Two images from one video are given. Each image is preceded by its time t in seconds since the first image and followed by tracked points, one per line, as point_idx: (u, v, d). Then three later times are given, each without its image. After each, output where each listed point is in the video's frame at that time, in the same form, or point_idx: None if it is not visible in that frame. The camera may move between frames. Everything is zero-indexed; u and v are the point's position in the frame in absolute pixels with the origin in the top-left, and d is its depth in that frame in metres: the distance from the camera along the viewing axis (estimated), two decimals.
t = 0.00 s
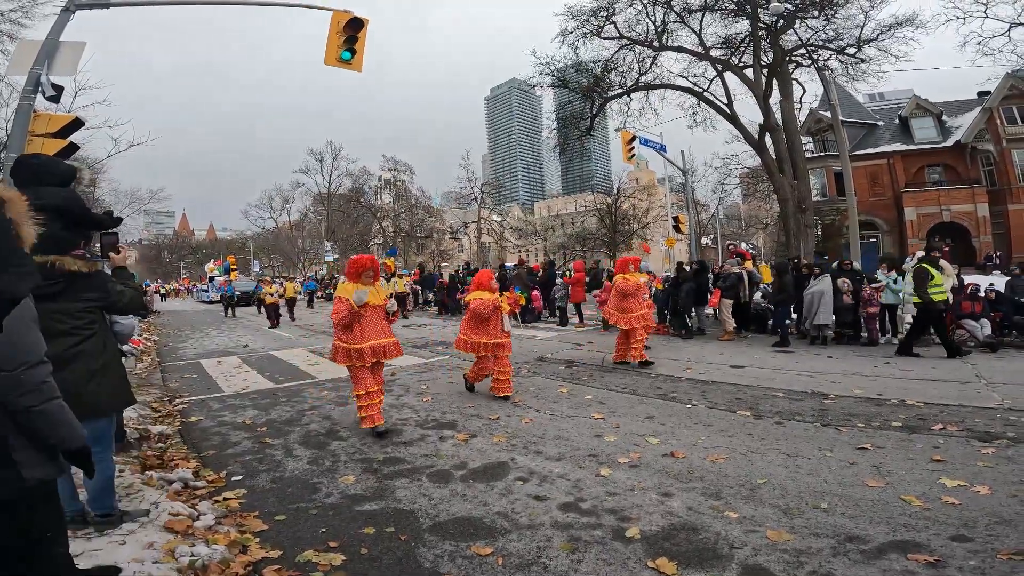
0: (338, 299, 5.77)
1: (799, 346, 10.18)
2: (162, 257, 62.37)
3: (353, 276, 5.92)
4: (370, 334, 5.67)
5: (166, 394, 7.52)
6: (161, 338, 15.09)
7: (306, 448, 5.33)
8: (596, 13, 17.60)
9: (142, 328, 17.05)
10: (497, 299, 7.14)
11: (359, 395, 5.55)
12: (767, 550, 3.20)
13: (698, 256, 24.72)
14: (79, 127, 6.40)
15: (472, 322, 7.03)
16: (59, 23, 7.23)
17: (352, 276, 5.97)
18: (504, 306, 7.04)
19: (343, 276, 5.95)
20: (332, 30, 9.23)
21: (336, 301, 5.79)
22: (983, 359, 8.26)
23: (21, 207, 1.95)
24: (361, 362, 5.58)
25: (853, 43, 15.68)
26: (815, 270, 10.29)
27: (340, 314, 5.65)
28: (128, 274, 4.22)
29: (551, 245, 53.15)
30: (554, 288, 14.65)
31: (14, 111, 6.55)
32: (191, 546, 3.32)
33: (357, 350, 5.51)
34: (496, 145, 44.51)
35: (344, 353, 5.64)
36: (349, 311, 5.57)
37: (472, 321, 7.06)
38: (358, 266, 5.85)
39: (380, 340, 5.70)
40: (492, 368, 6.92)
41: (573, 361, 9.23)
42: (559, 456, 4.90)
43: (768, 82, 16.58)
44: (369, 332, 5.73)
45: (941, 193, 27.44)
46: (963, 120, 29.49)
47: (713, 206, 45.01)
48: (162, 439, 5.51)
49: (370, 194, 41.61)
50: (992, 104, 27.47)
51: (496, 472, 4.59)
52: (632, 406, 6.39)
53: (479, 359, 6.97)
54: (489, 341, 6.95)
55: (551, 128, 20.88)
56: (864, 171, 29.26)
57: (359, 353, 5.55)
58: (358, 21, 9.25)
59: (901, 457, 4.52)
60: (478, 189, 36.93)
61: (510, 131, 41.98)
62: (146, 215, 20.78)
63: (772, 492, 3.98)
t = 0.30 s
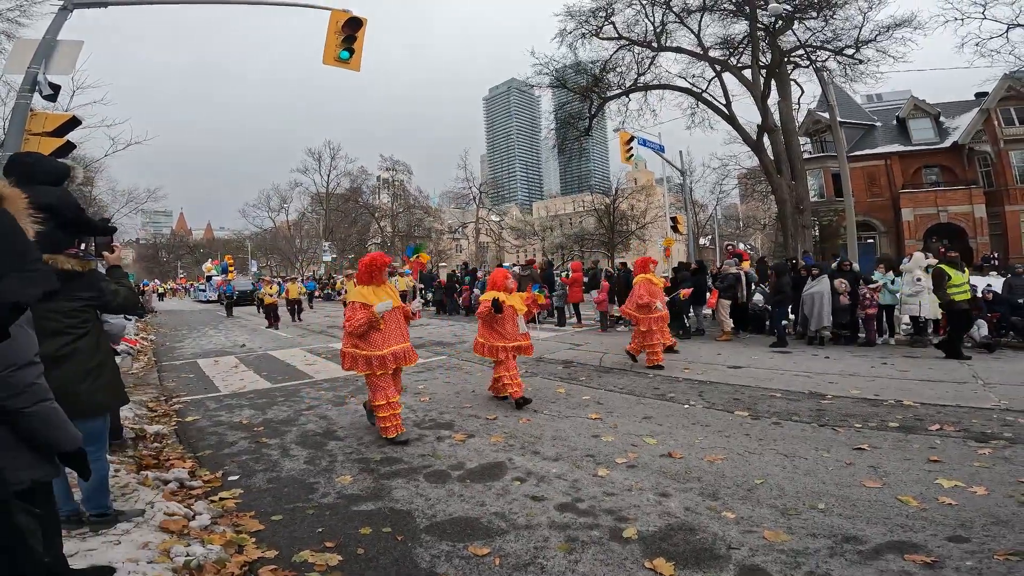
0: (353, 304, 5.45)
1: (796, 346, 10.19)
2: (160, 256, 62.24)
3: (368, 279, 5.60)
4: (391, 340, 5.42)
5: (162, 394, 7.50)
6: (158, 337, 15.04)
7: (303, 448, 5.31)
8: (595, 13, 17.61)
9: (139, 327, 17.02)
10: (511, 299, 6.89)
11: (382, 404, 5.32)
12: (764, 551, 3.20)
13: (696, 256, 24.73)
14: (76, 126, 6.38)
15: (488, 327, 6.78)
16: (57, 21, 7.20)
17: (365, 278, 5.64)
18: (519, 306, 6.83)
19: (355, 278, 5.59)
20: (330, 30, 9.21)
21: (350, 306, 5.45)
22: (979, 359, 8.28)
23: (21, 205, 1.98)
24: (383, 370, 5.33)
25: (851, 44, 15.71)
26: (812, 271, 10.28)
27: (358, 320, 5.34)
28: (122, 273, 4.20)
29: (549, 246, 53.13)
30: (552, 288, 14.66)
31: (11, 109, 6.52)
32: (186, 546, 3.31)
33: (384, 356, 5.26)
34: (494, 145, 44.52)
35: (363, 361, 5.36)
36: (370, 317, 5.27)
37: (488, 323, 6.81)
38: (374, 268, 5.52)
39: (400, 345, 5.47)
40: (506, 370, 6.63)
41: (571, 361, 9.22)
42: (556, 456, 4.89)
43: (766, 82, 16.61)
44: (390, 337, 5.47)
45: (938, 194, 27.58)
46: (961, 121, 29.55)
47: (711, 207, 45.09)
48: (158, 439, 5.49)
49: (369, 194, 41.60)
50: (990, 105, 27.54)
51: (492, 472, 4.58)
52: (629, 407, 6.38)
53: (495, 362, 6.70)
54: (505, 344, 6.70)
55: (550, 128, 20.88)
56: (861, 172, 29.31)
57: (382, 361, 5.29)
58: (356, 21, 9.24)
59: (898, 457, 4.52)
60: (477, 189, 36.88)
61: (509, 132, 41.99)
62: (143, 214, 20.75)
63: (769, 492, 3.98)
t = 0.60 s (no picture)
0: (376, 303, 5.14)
1: (793, 346, 10.20)
2: (157, 256, 62.19)
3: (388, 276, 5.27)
4: (415, 343, 5.16)
5: (158, 393, 7.48)
6: (155, 337, 14.98)
7: (299, 448, 5.30)
8: (594, 14, 17.61)
9: (136, 327, 16.97)
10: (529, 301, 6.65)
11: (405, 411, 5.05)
12: (761, 552, 3.19)
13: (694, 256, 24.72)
14: (72, 125, 6.36)
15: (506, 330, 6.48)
16: (54, 20, 7.18)
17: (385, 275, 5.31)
18: (538, 308, 6.59)
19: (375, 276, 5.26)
20: (328, 29, 9.20)
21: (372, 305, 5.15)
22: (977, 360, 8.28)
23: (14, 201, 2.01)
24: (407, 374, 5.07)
25: (849, 45, 15.74)
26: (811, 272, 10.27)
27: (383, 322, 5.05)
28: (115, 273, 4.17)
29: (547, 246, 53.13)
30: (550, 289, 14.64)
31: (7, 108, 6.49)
32: (180, 546, 3.29)
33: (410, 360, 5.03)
34: (492, 145, 44.53)
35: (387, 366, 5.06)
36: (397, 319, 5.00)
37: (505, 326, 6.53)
38: (396, 265, 5.19)
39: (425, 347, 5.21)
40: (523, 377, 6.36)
41: (569, 362, 9.21)
42: (553, 457, 4.88)
43: (764, 83, 16.63)
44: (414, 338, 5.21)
45: (936, 195, 27.49)
46: (958, 122, 29.62)
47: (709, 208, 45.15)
48: (153, 439, 5.47)
49: (367, 194, 41.60)
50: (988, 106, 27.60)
51: (490, 473, 4.57)
52: (627, 407, 6.37)
53: (511, 368, 6.43)
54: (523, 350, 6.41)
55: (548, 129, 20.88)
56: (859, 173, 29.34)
57: (408, 365, 5.04)
58: (355, 20, 9.21)
59: (894, 458, 4.52)
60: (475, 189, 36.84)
61: (507, 132, 42.00)
62: (140, 214, 20.70)
63: (766, 493, 3.97)
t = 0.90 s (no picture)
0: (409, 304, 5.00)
1: (791, 347, 10.21)
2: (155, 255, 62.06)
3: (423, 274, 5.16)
4: (450, 346, 5.00)
5: (155, 393, 7.46)
6: (151, 337, 14.94)
7: (296, 449, 5.28)
8: (593, 14, 17.61)
9: (132, 326, 16.93)
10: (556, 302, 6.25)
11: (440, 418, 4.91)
12: (757, 552, 3.19)
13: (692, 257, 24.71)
14: (70, 125, 6.35)
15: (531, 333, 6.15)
16: (51, 19, 7.16)
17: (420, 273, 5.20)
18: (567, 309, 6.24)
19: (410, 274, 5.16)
20: (327, 29, 9.18)
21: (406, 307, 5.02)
22: (973, 361, 8.30)
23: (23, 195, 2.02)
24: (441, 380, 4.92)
25: (847, 46, 15.78)
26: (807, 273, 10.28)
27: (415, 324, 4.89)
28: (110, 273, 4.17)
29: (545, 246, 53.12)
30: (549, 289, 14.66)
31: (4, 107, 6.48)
32: (175, 546, 3.28)
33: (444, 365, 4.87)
34: (491, 146, 44.52)
35: (421, 371, 4.95)
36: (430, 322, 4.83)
37: (532, 328, 6.19)
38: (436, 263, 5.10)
39: (460, 351, 5.04)
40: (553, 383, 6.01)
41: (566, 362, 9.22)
42: (550, 458, 4.87)
43: (763, 84, 16.65)
44: (449, 341, 5.04)
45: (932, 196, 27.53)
46: (956, 124, 29.69)
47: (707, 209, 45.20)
48: (149, 439, 5.45)
49: (365, 194, 41.58)
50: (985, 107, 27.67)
51: (486, 473, 4.57)
52: (624, 407, 6.37)
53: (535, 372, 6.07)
54: (550, 354, 6.02)
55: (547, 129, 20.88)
56: (856, 174, 29.41)
57: (442, 370, 4.89)
58: (354, 20, 9.20)
59: (891, 458, 4.53)
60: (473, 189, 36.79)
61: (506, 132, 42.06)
62: (138, 213, 20.67)
63: (763, 494, 3.97)
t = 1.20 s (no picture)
0: (436, 307, 4.69)
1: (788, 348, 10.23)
2: (151, 254, 61.93)
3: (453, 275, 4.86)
4: (479, 354, 4.64)
5: (150, 393, 7.44)
6: (147, 336, 14.90)
7: (291, 449, 5.27)
8: (591, 15, 17.62)
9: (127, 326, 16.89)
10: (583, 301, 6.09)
11: (467, 433, 4.40)
12: (752, 553, 3.19)
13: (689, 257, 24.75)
14: (65, 124, 6.32)
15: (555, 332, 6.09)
16: (48, 18, 7.14)
17: (448, 274, 4.90)
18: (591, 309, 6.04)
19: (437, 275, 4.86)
20: (324, 29, 9.17)
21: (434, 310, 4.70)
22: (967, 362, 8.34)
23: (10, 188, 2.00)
24: (468, 390, 4.54)
25: (844, 47, 15.82)
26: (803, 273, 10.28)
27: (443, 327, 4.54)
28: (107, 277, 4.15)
29: (542, 246, 53.16)
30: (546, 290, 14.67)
31: None
32: (170, 546, 3.28)
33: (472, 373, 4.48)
34: (489, 146, 44.52)
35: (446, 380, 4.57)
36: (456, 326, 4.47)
37: (557, 326, 6.08)
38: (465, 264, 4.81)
39: (489, 359, 4.69)
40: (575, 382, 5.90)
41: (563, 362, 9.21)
42: (546, 458, 4.87)
43: (761, 85, 16.68)
44: (478, 348, 4.69)
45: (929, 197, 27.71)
46: (952, 125, 29.77)
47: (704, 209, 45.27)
48: (144, 439, 5.44)
49: (362, 193, 41.59)
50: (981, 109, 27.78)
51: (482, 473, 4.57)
52: (620, 408, 6.37)
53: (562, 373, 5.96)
54: (576, 353, 5.92)
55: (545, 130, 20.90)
56: (853, 175, 29.49)
57: (469, 380, 4.50)
58: (351, 20, 9.19)
59: (886, 459, 4.54)
60: (470, 189, 36.77)
61: (503, 132, 42.09)
62: (134, 212, 20.63)
63: (759, 494, 3.98)
